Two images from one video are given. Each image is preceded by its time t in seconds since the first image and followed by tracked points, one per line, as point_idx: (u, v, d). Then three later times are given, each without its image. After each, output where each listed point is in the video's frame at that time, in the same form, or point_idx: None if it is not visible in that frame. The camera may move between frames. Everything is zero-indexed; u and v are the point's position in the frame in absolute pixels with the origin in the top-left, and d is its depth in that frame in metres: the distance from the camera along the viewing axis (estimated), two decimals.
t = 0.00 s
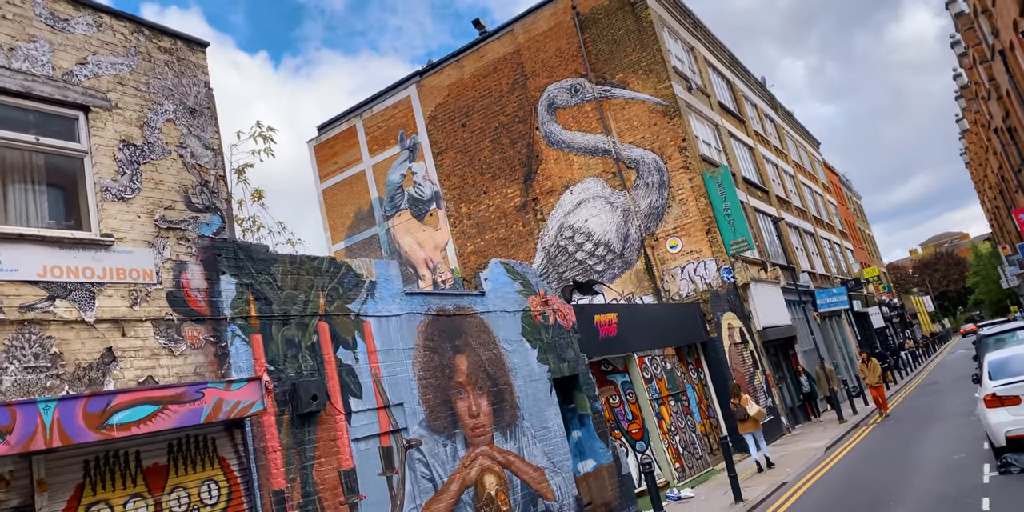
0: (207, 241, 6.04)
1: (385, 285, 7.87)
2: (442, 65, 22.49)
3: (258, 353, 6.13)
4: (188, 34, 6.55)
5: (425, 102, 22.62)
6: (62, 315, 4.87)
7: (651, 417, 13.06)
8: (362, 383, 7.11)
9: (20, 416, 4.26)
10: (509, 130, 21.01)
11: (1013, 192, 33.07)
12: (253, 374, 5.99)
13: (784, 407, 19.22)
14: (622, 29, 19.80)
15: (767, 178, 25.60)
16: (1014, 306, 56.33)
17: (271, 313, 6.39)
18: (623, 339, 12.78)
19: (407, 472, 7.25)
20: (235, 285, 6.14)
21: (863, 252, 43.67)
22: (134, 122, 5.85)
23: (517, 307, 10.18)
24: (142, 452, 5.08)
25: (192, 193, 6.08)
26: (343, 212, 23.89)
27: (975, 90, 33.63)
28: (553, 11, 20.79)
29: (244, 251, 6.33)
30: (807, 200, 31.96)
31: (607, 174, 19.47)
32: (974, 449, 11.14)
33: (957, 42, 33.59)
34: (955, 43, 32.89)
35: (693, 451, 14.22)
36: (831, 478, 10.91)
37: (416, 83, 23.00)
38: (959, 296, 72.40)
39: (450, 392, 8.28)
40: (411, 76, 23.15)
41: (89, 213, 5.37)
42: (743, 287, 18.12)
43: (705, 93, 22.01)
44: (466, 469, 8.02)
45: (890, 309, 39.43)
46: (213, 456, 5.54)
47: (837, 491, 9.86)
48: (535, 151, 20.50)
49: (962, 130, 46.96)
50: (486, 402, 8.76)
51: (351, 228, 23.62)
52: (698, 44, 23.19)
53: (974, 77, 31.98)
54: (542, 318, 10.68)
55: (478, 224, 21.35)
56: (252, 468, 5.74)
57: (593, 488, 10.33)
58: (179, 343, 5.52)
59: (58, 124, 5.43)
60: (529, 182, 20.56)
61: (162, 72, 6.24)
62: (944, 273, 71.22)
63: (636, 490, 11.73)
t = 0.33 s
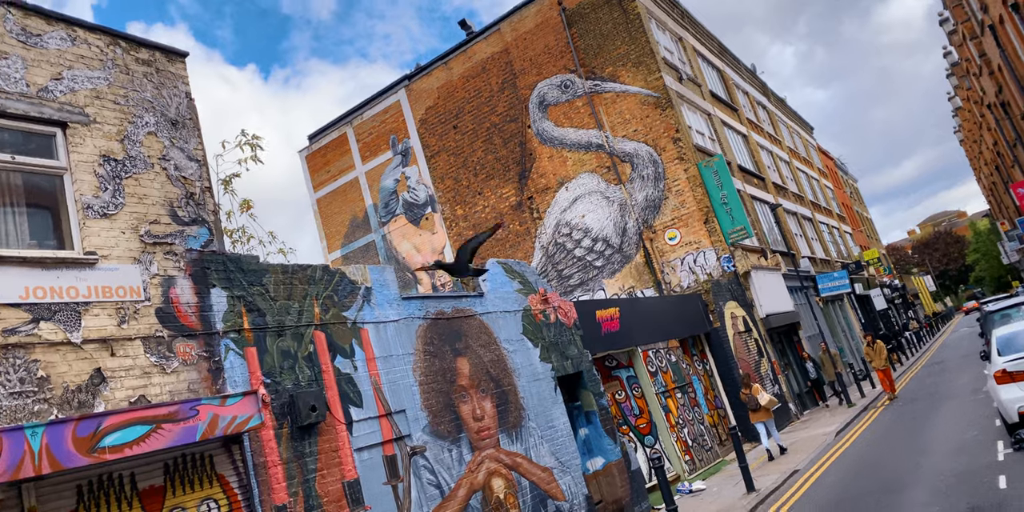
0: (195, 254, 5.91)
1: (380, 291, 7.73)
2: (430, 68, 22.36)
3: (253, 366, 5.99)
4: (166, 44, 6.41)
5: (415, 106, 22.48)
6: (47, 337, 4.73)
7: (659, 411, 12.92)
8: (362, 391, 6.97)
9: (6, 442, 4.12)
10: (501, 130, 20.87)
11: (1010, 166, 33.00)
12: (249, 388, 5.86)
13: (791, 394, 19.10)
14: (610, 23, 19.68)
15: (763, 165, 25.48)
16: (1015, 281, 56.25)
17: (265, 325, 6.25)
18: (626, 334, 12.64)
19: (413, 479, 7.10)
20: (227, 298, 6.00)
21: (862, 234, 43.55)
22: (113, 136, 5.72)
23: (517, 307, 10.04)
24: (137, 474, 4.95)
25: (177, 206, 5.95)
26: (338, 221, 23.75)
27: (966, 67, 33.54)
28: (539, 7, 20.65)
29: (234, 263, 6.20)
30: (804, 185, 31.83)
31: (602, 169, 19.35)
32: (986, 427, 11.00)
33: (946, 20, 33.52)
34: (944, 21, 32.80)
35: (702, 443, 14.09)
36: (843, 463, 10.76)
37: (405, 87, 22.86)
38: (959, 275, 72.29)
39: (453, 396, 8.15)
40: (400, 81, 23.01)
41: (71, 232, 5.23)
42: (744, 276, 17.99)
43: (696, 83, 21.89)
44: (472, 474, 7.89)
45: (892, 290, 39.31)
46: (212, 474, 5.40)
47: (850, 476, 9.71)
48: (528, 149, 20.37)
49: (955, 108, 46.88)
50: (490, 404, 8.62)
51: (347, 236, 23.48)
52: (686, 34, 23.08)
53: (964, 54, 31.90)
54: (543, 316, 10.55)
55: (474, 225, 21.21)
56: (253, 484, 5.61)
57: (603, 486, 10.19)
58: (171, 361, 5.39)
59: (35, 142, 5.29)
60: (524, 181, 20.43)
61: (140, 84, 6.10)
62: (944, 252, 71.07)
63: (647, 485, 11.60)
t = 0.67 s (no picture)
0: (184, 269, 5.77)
1: (377, 297, 7.60)
2: (418, 71, 22.21)
3: (248, 380, 5.85)
4: (143, 57, 6.30)
5: (406, 110, 22.34)
6: (32, 361, 4.59)
7: (666, 404, 12.78)
8: (362, 400, 6.82)
9: None
10: (493, 130, 20.74)
11: (1005, 142, 32.89)
12: (245, 403, 5.72)
13: (798, 380, 18.97)
14: (597, 17, 19.52)
15: (757, 152, 25.36)
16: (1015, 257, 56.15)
17: (259, 338, 6.11)
18: (629, 328, 12.50)
19: (419, 487, 6.97)
20: (218, 312, 5.86)
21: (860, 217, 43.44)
22: (93, 152, 5.58)
23: (516, 306, 9.90)
24: (133, 497, 4.81)
25: (163, 220, 5.82)
26: (334, 229, 23.60)
27: (956, 44, 33.45)
28: (525, 5, 20.49)
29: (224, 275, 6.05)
30: (799, 170, 31.69)
31: (596, 164, 19.23)
32: (998, 404, 10.86)
33: None
34: None
35: (711, 434, 13.96)
36: (856, 447, 10.61)
37: (394, 91, 22.71)
38: (959, 253, 72.20)
39: (456, 399, 8.01)
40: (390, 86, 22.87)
41: (52, 251, 5.08)
42: (745, 264, 17.85)
43: (687, 73, 21.76)
44: (479, 478, 7.76)
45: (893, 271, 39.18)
46: (212, 493, 5.27)
47: (863, 460, 9.56)
48: (521, 148, 20.25)
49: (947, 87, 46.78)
50: (494, 406, 8.49)
51: (344, 245, 23.34)
52: (674, 25, 22.94)
53: (954, 32, 31.79)
54: (544, 315, 10.42)
55: (471, 227, 21.07)
56: (253, 500, 5.47)
57: (614, 483, 10.05)
58: (162, 379, 5.24)
59: (12, 161, 5.15)
60: (519, 180, 20.29)
61: (118, 98, 5.98)
62: (942, 231, 70.90)
63: (657, 480, 11.46)
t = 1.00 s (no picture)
0: (172, 284, 5.64)
1: (372, 303, 7.46)
2: (407, 76, 22.07)
3: (244, 395, 5.72)
4: (120, 69, 6.18)
5: (396, 115, 22.21)
6: (16, 386, 4.44)
7: (672, 397, 12.63)
8: (363, 409, 6.68)
9: None
10: (485, 131, 20.60)
11: (998, 116, 32.78)
12: (242, 418, 5.59)
13: (804, 366, 18.83)
14: (584, 11, 19.36)
15: (751, 139, 25.22)
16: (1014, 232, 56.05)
17: (253, 351, 5.97)
18: (632, 322, 12.35)
19: (424, 495, 6.83)
20: (209, 326, 5.73)
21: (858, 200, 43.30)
22: (72, 169, 5.45)
23: (516, 306, 9.76)
24: None
25: (148, 236, 5.69)
26: (331, 239, 23.45)
27: (945, 21, 33.34)
28: (511, 3, 20.36)
29: (214, 289, 5.92)
30: (795, 156, 31.56)
31: (590, 159, 19.10)
32: (1008, 379, 10.72)
33: None
34: None
35: (720, 425, 13.83)
36: (866, 430, 10.48)
37: (384, 97, 22.58)
38: (957, 231, 72.11)
39: (459, 403, 7.88)
40: (379, 91, 22.73)
41: (33, 272, 4.94)
42: (745, 252, 17.70)
43: (676, 63, 21.62)
44: (486, 482, 7.62)
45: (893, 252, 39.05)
46: None
47: (874, 443, 9.42)
48: (514, 147, 20.12)
49: (938, 65, 46.67)
50: (498, 408, 8.35)
51: (341, 254, 23.20)
52: (661, 15, 22.81)
53: (942, 8, 31.69)
54: (544, 313, 10.28)
55: (468, 229, 20.92)
56: None
57: (624, 479, 9.92)
58: (155, 398, 5.10)
59: None
60: (514, 179, 20.16)
61: (96, 112, 5.85)
62: (940, 209, 70.75)
63: (668, 474, 11.31)
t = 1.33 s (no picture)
0: (159, 300, 5.49)
1: (368, 310, 7.31)
2: (396, 80, 21.94)
3: (240, 410, 5.57)
4: (97, 84, 6.07)
5: (387, 121, 22.07)
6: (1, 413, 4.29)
7: (679, 390, 12.50)
8: (363, 418, 6.53)
9: None
10: (477, 131, 20.46)
11: (991, 90, 32.67)
12: (237, 435, 5.45)
13: (810, 352, 18.70)
14: (570, 5, 19.19)
15: (745, 126, 25.07)
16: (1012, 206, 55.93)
17: (247, 365, 5.83)
18: (634, 316, 12.21)
19: (430, 503, 6.69)
20: (200, 342, 5.58)
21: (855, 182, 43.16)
22: (51, 188, 5.32)
23: (515, 305, 9.62)
24: None
25: (133, 253, 5.56)
26: (328, 249, 23.31)
27: None
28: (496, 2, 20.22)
29: (205, 303, 5.77)
30: (789, 141, 31.43)
31: (584, 154, 18.95)
32: (1016, 353, 10.61)
33: None
34: None
35: (728, 415, 13.70)
36: (876, 412, 10.35)
37: (375, 103, 22.45)
38: (955, 209, 71.99)
39: (461, 407, 7.74)
40: (369, 97, 22.60)
41: (14, 295, 4.78)
42: (744, 240, 17.56)
43: (666, 54, 21.48)
44: (493, 486, 7.48)
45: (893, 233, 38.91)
46: None
47: (885, 424, 9.30)
48: (507, 147, 19.98)
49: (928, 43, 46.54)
50: (502, 410, 8.21)
51: (340, 263, 23.06)
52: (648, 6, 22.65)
53: None
54: (544, 311, 10.14)
55: (465, 232, 20.78)
56: None
57: (634, 476, 9.78)
58: (146, 418, 4.96)
59: None
60: (509, 179, 20.02)
61: (74, 129, 5.73)
62: (937, 188, 70.62)
63: (678, 468, 11.18)
